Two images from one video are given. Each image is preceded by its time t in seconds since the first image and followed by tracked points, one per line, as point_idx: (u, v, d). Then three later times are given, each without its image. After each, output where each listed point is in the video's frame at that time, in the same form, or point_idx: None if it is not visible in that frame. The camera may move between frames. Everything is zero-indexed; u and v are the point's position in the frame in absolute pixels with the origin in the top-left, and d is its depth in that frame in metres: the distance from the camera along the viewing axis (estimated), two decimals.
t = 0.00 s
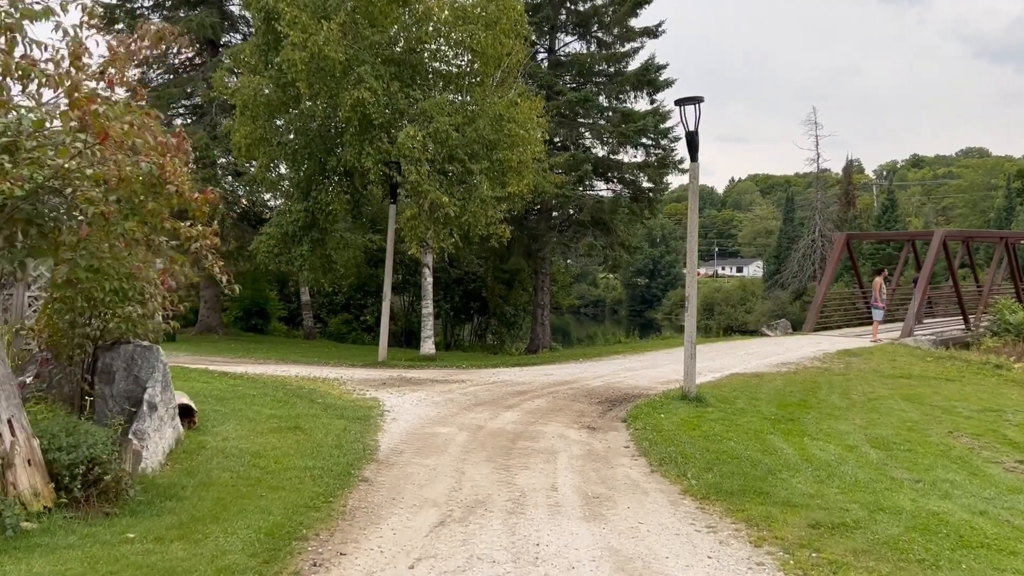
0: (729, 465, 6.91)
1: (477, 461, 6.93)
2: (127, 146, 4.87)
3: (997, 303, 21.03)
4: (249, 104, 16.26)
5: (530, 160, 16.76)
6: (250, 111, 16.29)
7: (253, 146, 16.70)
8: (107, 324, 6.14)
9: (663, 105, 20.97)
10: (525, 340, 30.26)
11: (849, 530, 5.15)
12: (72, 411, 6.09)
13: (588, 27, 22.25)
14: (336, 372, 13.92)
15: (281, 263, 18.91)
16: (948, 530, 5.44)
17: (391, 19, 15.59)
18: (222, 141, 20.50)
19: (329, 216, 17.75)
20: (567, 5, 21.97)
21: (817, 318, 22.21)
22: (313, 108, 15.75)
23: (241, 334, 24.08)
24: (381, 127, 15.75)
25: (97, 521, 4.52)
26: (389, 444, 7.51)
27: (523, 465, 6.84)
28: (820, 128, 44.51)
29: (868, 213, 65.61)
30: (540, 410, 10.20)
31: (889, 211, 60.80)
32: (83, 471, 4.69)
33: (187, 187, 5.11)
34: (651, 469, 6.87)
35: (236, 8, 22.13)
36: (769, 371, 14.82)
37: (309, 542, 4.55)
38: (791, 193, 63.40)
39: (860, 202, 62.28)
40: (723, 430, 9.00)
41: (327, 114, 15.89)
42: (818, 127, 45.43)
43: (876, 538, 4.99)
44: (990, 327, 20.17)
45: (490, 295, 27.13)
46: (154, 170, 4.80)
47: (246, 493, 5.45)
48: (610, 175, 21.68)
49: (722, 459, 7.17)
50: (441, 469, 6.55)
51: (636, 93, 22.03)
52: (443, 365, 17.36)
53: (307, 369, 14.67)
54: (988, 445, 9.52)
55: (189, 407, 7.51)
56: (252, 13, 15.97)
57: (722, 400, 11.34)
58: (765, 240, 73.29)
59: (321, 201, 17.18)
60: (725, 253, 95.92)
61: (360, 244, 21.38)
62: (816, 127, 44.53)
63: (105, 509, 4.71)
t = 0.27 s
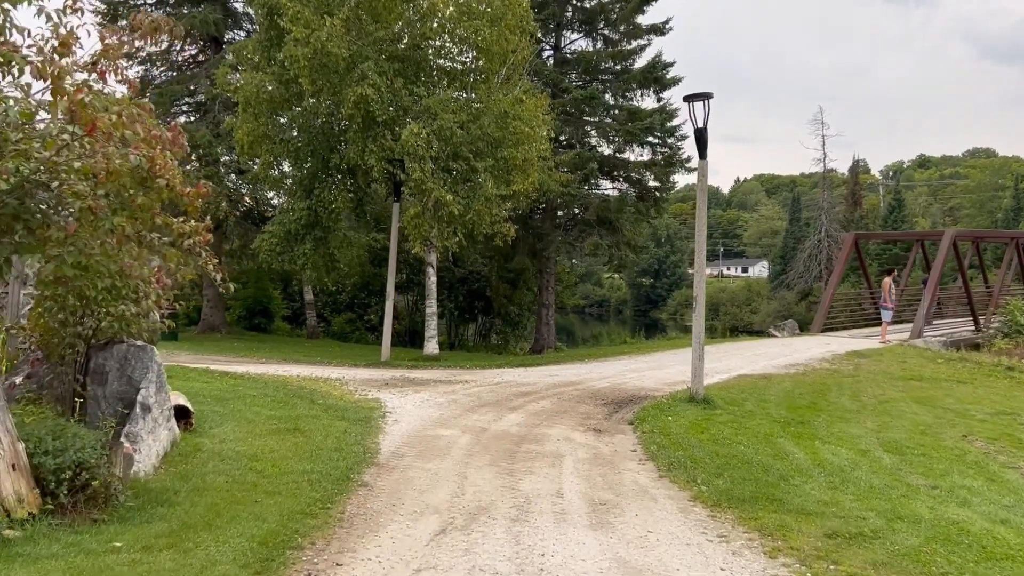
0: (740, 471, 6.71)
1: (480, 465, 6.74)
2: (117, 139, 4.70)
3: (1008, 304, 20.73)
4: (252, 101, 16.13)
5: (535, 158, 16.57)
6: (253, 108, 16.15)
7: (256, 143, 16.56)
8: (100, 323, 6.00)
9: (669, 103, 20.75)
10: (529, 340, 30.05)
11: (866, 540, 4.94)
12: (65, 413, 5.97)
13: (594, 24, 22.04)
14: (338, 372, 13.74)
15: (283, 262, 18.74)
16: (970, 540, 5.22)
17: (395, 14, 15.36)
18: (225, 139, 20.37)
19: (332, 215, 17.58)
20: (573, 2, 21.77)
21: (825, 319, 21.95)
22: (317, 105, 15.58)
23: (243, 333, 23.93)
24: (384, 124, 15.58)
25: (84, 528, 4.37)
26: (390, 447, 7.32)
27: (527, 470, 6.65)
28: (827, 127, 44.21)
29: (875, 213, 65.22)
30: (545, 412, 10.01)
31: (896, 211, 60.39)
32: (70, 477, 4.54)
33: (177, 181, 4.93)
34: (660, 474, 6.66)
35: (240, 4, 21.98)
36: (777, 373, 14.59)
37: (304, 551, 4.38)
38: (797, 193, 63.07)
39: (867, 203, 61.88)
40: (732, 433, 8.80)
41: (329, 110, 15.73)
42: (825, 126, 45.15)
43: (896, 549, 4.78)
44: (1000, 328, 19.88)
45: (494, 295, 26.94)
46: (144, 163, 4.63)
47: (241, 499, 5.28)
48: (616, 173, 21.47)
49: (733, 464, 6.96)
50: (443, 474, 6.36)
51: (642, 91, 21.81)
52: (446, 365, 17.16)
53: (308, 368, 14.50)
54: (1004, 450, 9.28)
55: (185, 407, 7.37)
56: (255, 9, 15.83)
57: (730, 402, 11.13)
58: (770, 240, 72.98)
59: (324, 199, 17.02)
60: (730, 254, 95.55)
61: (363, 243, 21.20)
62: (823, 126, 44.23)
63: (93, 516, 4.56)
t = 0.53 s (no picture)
0: (752, 476, 6.49)
1: (483, 469, 6.53)
2: (105, 126, 4.47)
3: (1016, 304, 20.46)
4: (252, 97, 15.95)
5: (538, 155, 16.35)
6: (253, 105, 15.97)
7: (255, 140, 16.37)
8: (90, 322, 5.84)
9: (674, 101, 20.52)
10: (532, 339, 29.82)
11: (888, 549, 4.73)
12: (54, 414, 5.84)
13: (597, 21, 21.82)
14: (338, 372, 13.53)
15: (283, 260, 18.53)
16: (995, 549, 4.99)
17: (396, 10, 15.11)
18: (225, 136, 20.18)
19: (333, 212, 17.38)
20: None
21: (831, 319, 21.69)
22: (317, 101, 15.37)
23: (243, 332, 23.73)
24: (385, 121, 15.38)
25: (68, 536, 4.19)
26: (391, 450, 7.11)
27: (532, 474, 6.43)
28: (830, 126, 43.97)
29: (878, 213, 64.93)
30: (549, 414, 9.79)
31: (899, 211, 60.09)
32: (54, 482, 4.36)
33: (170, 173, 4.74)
34: (670, 478, 6.44)
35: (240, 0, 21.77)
36: (785, 374, 14.36)
37: (299, 562, 4.19)
38: (800, 193, 62.80)
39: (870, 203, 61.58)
40: (742, 436, 8.58)
41: (330, 106, 15.53)
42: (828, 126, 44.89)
43: (920, 559, 4.56)
44: (1009, 329, 19.62)
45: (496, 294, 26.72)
46: (132, 151, 4.40)
47: (235, 505, 5.09)
48: (620, 172, 21.24)
49: (744, 469, 6.74)
50: (445, 478, 6.15)
51: (647, 88, 21.58)
52: (448, 365, 16.93)
53: (308, 368, 14.29)
54: (1020, 453, 9.05)
55: (179, 409, 7.20)
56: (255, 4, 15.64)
57: (738, 404, 10.91)
58: (773, 240, 72.72)
59: (324, 197, 16.82)
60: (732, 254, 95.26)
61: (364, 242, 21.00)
62: (826, 125, 43.99)
63: (79, 522, 4.39)
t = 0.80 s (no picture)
0: (760, 483, 6.30)
1: (483, 475, 6.32)
2: (83, 117, 4.30)
3: (1019, 304, 20.28)
4: (247, 94, 15.75)
5: (537, 154, 16.14)
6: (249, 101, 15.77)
7: (251, 137, 16.16)
8: (75, 323, 5.64)
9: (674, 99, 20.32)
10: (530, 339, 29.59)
11: (904, 561, 4.54)
12: (38, 418, 5.67)
13: (597, 19, 21.61)
14: (334, 373, 13.32)
15: (279, 259, 18.30)
16: (1016, 561, 4.80)
17: (394, 5, 14.87)
18: (220, 134, 19.95)
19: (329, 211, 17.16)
20: None
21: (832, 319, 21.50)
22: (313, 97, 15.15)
23: (239, 332, 23.51)
24: (382, 118, 15.17)
25: (45, 551, 3.99)
26: (388, 455, 6.91)
27: (534, 481, 6.23)
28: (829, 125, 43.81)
29: (876, 213, 64.82)
30: (550, 417, 9.59)
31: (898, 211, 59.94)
32: (32, 492, 4.17)
33: (154, 168, 4.57)
34: (675, 485, 6.24)
35: None
36: (787, 375, 14.16)
37: None
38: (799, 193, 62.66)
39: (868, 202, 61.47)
40: (747, 440, 8.38)
41: (326, 103, 15.31)
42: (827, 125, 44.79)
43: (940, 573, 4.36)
44: (1012, 329, 19.43)
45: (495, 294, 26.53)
46: (113, 142, 4.23)
47: (224, 514, 4.90)
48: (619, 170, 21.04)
49: (751, 476, 6.54)
50: (443, 485, 5.95)
51: (647, 86, 21.37)
52: (446, 366, 16.70)
53: (304, 369, 14.06)
54: None
55: (168, 413, 6.98)
56: None
57: (741, 406, 10.72)
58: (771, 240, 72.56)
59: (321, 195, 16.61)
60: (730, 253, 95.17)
61: (360, 241, 20.78)
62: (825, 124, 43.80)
63: (59, 536, 4.21)
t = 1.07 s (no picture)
0: (765, 488, 6.09)
1: (478, 479, 6.11)
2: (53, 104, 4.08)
3: (1016, 304, 20.16)
4: (238, 90, 15.50)
5: (532, 151, 15.92)
6: (240, 97, 15.52)
7: (242, 134, 15.91)
8: (53, 323, 5.42)
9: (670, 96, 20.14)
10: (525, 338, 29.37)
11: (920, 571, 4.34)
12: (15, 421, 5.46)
13: (593, 15, 21.42)
14: (325, 373, 13.08)
15: (271, 258, 18.04)
16: None
17: None
18: (211, 131, 19.68)
19: (322, 209, 16.91)
20: None
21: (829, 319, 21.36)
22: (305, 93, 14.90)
23: (231, 331, 23.23)
24: (375, 114, 14.93)
25: (16, 563, 3.77)
26: (379, 459, 6.69)
27: (531, 485, 6.02)
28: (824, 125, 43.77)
29: (871, 212, 64.83)
30: (546, 418, 9.37)
31: (892, 210, 59.92)
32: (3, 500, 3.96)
33: (133, 158, 4.36)
34: (677, 490, 6.03)
35: None
36: (786, 375, 13.98)
37: None
38: (793, 192, 62.62)
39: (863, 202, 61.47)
40: (748, 442, 8.19)
41: (318, 98, 15.07)
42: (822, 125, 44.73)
43: None
44: (1010, 329, 19.32)
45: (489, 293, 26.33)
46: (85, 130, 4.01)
47: (208, 522, 4.68)
48: (615, 169, 20.84)
49: (755, 480, 6.35)
50: (436, 490, 5.73)
51: (643, 84, 21.19)
52: (440, 366, 16.46)
53: (296, 369, 13.81)
54: None
55: (153, 416, 6.75)
56: None
57: (741, 407, 10.54)
58: (766, 239, 72.53)
59: (313, 192, 16.35)
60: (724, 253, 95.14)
61: (353, 239, 20.53)
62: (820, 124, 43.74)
63: (31, 546, 3.99)
